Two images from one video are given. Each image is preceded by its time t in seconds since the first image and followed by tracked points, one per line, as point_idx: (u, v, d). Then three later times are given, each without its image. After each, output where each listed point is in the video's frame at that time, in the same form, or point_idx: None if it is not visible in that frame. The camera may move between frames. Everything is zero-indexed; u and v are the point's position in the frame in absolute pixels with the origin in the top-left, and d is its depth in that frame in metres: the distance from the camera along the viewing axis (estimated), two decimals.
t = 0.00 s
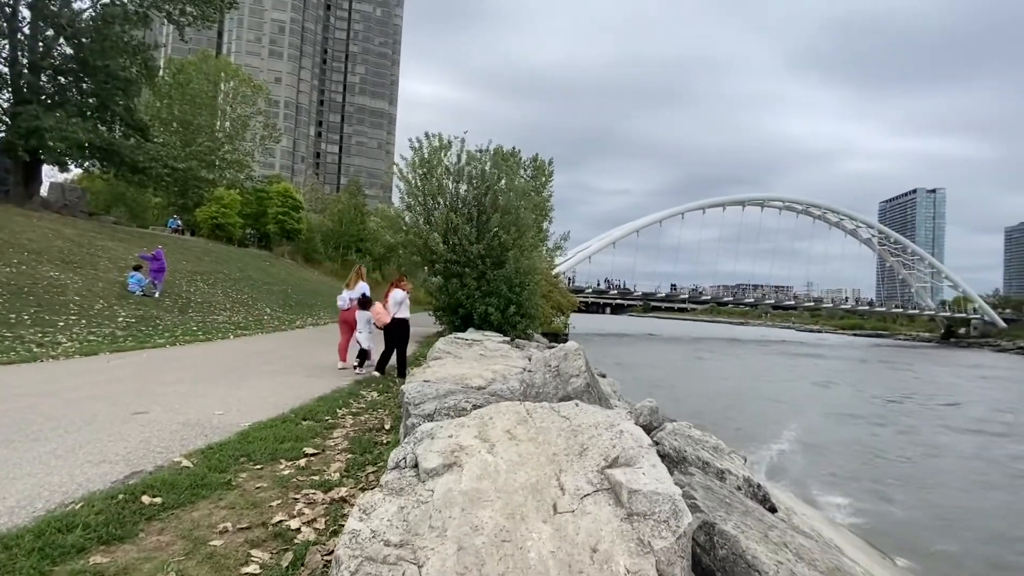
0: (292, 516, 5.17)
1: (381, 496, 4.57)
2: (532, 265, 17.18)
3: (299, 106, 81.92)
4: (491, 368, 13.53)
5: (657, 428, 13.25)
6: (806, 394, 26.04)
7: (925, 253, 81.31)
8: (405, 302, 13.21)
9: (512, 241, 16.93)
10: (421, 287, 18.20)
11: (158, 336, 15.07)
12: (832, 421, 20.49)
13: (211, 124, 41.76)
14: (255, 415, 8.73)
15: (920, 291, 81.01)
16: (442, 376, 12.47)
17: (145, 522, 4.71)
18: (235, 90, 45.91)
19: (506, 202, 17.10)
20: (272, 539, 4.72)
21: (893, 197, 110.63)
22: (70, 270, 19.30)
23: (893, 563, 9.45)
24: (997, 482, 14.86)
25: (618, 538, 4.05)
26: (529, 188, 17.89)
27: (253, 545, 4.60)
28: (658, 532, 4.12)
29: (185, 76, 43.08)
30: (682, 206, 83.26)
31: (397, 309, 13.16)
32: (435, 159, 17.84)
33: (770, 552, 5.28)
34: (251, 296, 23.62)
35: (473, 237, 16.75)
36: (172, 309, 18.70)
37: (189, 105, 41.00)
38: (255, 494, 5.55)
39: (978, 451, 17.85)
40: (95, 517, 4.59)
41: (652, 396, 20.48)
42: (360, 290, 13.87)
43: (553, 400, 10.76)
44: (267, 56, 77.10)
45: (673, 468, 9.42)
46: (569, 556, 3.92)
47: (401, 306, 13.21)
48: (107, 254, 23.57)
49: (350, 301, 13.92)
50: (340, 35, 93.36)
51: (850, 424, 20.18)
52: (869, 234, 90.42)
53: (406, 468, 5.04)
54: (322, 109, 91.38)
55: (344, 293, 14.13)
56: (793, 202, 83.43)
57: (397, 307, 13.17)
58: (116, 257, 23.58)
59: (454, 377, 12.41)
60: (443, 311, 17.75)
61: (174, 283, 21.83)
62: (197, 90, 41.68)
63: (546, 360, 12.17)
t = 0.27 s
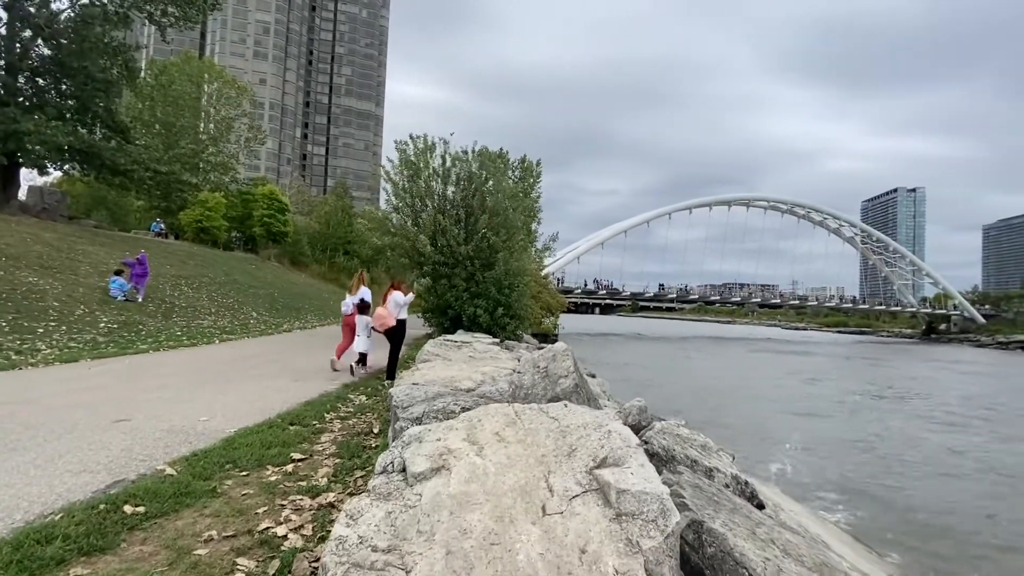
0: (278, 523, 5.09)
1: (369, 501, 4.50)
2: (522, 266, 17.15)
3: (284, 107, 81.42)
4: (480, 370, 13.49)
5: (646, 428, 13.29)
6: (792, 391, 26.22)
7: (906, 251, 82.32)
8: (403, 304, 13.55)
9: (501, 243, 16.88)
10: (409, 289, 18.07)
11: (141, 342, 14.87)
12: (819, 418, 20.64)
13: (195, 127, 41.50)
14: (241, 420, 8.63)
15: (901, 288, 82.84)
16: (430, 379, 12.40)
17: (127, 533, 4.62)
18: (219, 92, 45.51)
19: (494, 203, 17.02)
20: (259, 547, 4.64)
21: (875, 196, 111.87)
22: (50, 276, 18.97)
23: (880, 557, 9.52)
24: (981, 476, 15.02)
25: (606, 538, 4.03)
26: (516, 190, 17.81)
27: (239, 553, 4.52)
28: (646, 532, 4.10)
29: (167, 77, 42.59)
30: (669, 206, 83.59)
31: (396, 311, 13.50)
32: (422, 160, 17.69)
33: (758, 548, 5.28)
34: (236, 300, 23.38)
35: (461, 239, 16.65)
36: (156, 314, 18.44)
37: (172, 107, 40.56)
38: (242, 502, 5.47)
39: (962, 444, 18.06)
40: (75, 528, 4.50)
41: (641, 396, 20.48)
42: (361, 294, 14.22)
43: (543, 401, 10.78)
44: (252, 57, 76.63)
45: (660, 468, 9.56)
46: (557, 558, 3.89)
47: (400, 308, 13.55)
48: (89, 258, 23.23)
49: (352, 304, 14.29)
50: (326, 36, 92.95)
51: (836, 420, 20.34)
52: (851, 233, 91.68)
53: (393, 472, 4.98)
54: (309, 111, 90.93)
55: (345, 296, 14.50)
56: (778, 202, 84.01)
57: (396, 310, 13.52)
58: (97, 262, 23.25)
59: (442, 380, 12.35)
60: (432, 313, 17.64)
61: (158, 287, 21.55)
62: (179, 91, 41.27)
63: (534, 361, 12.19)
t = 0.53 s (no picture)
0: (266, 532, 5.02)
1: (357, 508, 4.45)
2: (512, 268, 17.11)
3: (271, 111, 80.98)
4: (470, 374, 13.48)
5: (636, 429, 13.30)
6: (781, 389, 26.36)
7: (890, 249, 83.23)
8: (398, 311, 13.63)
9: (491, 245, 16.85)
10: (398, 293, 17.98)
11: (126, 349, 14.70)
12: (807, 415, 20.75)
13: (180, 131, 41.21)
14: (229, 428, 8.54)
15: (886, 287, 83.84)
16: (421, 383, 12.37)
17: (111, 545, 4.54)
18: (204, 95, 45.15)
19: (483, 205, 16.96)
20: (246, 557, 4.57)
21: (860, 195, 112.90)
22: (33, 284, 18.71)
23: (869, 553, 9.56)
24: (968, 470, 15.13)
25: (597, 540, 4.00)
26: (505, 192, 17.78)
27: (227, 564, 4.45)
28: (636, 533, 4.08)
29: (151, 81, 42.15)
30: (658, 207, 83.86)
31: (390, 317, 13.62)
32: (410, 163, 17.60)
33: (748, 547, 5.26)
34: (224, 306, 23.18)
35: (450, 241, 16.59)
36: (141, 321, 18.25)
37: (156, 111, 40.16)
38: (229, 511, 5.39)
39: (949, 440, 18.20)
40: (57, 541, 4.41)
41: (632, 396, 20.48)
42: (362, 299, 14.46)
43: (534, 403, 10.91)
44: (238, 60, 76.26)
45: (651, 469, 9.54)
46: (548, 561, 3.84)
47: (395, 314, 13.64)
48: (72, 265, 22.96)
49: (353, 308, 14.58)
50: (312, 39, 92.60)
51: (824, 418, 20.44)
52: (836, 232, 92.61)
53: (383, 478, 4.93)
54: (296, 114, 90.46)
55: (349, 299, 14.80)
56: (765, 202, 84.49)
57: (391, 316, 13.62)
58: (81, 269, 22.99)
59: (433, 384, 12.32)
60: (421, 316, 17.56)
61: (143, 294, 21.33)
62: (164, 95, 40.95)
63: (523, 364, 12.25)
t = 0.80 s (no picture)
0: (258, 543, 4.95)
1: (350, 517, 4.39)
2: (504, 271, 17.07)
3: (260, 116, 80.53)
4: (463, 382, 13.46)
5: (630, 431, 13.26)
6: (773, 388, 26.43)
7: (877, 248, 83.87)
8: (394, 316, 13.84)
9: (482, 249, 16.78)
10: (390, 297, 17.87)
11: (113, 359, 14.53)
12: (799, 413, 20.81)
13: (167, 137, 40.85)
14: (218, 437, 8.45)
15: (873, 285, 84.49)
16: (413, 389, 12.28)
17: (98, 560, 4.45)
18: (192, 101, 44.84)
19: (475, 209, 16.92)
20: (237, 569, 4.49)
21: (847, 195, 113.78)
22: (18, 294, 18.46)
23: (863, 550, 9.57)
24: (959, 466, 15.21)
25: (592, 546, 3.95)
26: (496, 195, 17.72)
27: None
28: (631, 538, 4.03)
29: (138, 87, 41.72)
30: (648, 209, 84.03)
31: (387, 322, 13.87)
32: (401, 167, 17.54)
33: (743, 548, 5.23)
34: (214, 314, 22.97)
35: (441, 245, 16.50)
36: (129, 329, 18.05)
37: (142, 117, 39.83)
38: (219, 522, 5.31)
39: (940, 436, 18.29)
40: (43, 557, 4.32)
41: (625, 398, 20.48)
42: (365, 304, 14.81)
43: (529, 407, 10.84)
44: (225, 65, 75.64)
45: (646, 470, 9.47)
46: (544, 568, 3.79)
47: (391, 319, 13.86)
48: (57, 274, 22.68)
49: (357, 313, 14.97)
50: (301, 44, 92.22)
51: (816, 416, 20.51)
52: (824, 232, 93.28)
53: (376, 486, 4.87)
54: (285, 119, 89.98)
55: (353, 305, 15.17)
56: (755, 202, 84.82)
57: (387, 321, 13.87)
58: (67, 277, 22.71)
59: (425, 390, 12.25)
60: (414, 321, 17.47)
61: (131, 302, 21.10)
62: (151, 100, 40.62)
63: (517, 370, 12.27)
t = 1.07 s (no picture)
0: (251, 556, 4.87)
1: (344, 529, 4.32)
2: (498, 276, 17.00)
3: (250, 123, 80.23)
4: (458, 389, 13.43)
5: (626, 435, 13.23)
6: (767, 388, 26.44)
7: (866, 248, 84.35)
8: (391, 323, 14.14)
9: (475, 254, 16.72)
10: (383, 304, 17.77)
11: (102, 370, 14.38)
12: (793, 412, 20.81)
13: (156, 145, 40.58)
14: (210, 448, 8.35)
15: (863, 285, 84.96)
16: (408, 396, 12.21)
17: None
18: (181, 108, 44.59)
19: (467, 214, 16.86)
20: None
21: (836, 196, 114.41)
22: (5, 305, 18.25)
23: (858, 549, 9.57)
24: (954, 463, 15.24)
25: (590, 553, 3.90)
26: (488, 200, 17.68)
27: None
28: (629, 544, 3.98)
29: (125, 94, 41.38)
30: (640, 212, 84.16)
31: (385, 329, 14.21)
32: (392, 172, 17.46)
33: (741, 552, 5.18)
34: (205, 322, 22.81)
35: (434, 250, 16.43)
36: (118, 339, 17.90)
37: (130, 125, 39.55)
38: (212, 535, 5.22)
39: (933, 433, 18.34)
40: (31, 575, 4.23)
41: (620, 401, 20.47)
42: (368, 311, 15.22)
43: (524, 415, 10.82)
44: (214, 72, 75.22)
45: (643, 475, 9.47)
46: None
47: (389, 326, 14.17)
48: (45, 284, 22.47)
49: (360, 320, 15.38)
50: (290, 50, 91.98)
51: (810, 415, 20.52)
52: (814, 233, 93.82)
53: (371, 497, 4.80)
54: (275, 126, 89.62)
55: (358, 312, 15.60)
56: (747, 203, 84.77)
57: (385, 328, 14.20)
58: (55, 288, 22.49)
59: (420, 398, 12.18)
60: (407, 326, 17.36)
61: (121, 312, 20.92)
62: (139, 108, 40.39)
63: (513, 375, 12.24)
